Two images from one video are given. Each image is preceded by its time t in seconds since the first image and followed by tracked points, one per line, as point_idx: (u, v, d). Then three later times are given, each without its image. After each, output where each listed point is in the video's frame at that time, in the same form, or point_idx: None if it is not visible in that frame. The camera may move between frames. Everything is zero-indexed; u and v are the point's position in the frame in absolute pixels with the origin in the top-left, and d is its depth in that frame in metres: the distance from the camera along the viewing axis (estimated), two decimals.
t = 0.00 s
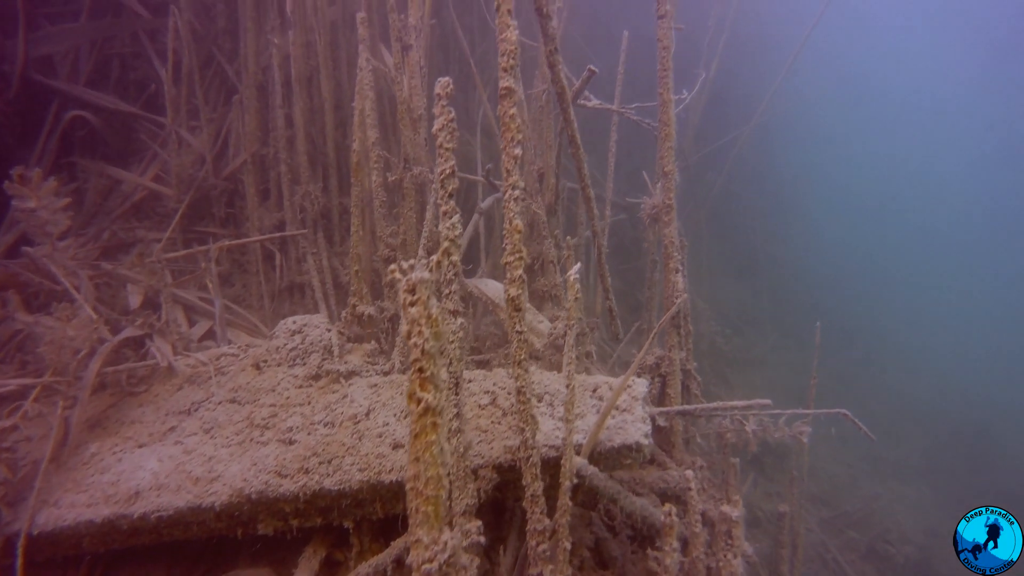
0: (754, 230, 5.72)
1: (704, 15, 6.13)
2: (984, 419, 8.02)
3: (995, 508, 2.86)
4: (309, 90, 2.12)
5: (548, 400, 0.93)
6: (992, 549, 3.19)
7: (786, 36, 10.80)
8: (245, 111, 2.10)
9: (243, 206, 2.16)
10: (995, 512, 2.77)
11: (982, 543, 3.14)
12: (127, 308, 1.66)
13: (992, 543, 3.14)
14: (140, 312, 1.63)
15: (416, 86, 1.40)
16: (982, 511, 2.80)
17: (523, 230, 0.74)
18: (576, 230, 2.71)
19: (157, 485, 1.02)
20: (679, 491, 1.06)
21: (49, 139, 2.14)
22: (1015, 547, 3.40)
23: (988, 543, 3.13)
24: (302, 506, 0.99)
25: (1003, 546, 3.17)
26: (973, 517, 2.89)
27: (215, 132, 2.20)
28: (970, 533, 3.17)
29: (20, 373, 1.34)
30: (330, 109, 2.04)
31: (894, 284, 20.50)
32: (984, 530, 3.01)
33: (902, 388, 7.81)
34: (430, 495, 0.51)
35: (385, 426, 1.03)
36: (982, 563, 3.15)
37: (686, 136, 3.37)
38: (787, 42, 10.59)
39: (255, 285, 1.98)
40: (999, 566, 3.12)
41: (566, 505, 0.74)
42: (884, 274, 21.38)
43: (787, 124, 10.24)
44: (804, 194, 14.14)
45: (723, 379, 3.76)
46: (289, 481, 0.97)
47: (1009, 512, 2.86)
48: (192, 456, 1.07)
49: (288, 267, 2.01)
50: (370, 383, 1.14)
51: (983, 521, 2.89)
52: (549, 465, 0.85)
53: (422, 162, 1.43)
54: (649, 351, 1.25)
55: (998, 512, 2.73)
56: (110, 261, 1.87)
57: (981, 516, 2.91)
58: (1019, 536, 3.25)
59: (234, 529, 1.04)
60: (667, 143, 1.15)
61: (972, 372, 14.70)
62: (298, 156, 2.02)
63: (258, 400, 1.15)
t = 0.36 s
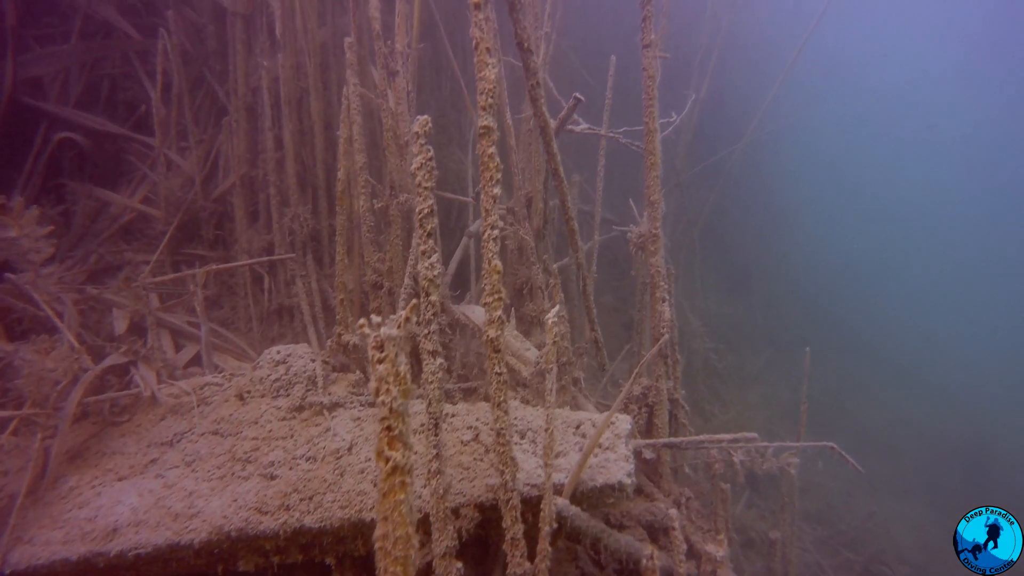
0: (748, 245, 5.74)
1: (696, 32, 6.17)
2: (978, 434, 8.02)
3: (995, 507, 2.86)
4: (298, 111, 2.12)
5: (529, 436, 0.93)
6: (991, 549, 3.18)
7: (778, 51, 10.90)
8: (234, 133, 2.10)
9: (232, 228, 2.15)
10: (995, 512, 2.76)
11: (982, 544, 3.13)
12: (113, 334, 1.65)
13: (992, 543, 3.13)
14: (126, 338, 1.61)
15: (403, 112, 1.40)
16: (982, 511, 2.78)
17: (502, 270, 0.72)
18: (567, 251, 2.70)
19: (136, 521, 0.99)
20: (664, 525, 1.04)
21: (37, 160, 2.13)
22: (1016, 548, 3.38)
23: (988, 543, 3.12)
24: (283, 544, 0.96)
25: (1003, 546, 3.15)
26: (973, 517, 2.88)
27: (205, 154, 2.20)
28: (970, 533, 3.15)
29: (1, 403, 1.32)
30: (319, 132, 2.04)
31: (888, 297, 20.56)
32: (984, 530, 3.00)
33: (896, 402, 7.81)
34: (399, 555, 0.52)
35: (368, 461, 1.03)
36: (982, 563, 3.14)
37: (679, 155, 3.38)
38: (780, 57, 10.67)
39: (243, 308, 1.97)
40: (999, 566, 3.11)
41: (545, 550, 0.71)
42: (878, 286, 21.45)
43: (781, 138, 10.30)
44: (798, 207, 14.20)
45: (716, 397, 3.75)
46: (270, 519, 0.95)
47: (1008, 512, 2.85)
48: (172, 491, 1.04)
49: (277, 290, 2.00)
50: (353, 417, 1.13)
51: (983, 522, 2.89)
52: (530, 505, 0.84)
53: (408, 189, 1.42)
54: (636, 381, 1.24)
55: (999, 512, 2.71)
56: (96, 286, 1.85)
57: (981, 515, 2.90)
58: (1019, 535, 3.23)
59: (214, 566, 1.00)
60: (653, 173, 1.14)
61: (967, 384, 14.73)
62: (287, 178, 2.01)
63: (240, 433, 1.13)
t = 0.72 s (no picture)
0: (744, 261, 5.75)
1: (690, 50, 6.21)
2: (972, 450, 8.01)
3: (994, 507, 2.84)
4: (289, 130, 2.11)
5: (510, 469, 0.92)
6: (992, 549, 3.15)
7: (771, 68, 10.97)
8: (225, 150, 2.09)
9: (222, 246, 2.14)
10: (995, 512, 2.73)
11: (982, 544, 3.10)
12: (98, 355, 1.63)
13: (992, 544, 3.10)
14: (112, 359, 1.59)
15: (391, 135, 1.39)
16: (982, 510, 2.75)
17: (482, 305, 0.72)
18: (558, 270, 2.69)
19: (112, 552, 0.95)
20: (652, 558, 0.99)
21: (25, 176, 2.12)
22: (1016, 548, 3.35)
23: (989, 543, 3.09)
24: None
25: (1004, 546, 3.13)
26: (972, 516, 2.86)
27: (195, 171, 2.19)
28: (970, 533, 3.12)
29: None
30: (310, 151, 2.03)
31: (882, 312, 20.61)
32: (984, 530, 2.97)
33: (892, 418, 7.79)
34: None
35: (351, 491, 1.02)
36: (983, 563, 3.11)
37: (672, 172, 3.39)
38: (774, 72, 10.74)
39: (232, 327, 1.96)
40: (1000, 567, 3.09)
41: None
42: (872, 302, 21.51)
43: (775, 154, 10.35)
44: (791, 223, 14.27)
45: (710, 414, 3.72)
46: (249, 551, 0.93)
47: (1009, 512, 2.84)
48: (151, 521, 1.01)
49: (266, 309, 1.99)
50: (337, 445, 1.12)
51: (982, 521, 2.87)
52: (510, 540, 0.82)
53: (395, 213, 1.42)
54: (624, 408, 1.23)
55: (1000, 512, 2.69)
56: (83, 304, 1.83)
57: (981, 516, 2.87)
58: (1019, 535, 3.20)
59: None
60: (641, 200, 1.13)
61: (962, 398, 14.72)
62: (277, 197, 2.00)
63: (222, 461, 1.11)
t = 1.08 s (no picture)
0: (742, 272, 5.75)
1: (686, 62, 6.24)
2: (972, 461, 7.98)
3: (994, 507, 2.84)
4: (283, 148, 2.11)
5: (500, 498, 0.91)
6: (992, 549, 3.15)
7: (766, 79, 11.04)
8: (219, 169, 2.09)
9: (216, 264, 2.14)
10: (994, 511, 2.73)
11: (982, 544, 3.10)
12: (90, 376, 1.61)
13: (992, 544, 3.09)
14: (104, 382, 1.58)
15: (382, 156, 1.39)
16: (982, 510, 2.74)
17: (470, 336, 0.72)
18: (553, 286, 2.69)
19: None
20: None
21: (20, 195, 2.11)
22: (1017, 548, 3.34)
23: (988, 543, 3.09)
24: None
25: (1004, 546, 3.12)
26: (971, 517, 2.86)
27: (190, 190, 2.19)
28: (970, 533, 3.12)
29: None
30: (304, 168, 2.03)
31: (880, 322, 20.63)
32: (984, 530, 2.97)
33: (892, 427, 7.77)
34: None
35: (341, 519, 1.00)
36: (982, 563, 3.11)
37: (668, 185, 3.39)
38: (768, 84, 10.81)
39: (226, 346, 1.95)
40: (1000, 566, 3.09)
41: None
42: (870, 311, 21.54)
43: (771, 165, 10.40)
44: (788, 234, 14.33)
45: (707, 426, 3.71)
46: None
47: (1009, 512, 2.84)
48: (139, 550, 0.99)
49: (260, 327, 1.99)
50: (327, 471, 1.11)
51: (982, 522, 2.87)
52: (499, 571, 0.81)
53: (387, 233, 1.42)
54: (618, 430, 1.22)
55: (999, 511, 2.68)
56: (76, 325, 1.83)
57: (981, 516, 2.85)
58: (1020, 535, 3.19)
59: None
60: (632, 222, 1.12)
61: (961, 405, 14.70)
62: (271, 215, 2.00)
63: (212, 488, 1.10)
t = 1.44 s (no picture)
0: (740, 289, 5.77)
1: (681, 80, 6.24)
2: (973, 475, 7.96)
3: (993, 508, 2.95)
4: (278, 173, 2.12)
5: (488, 536, 0.91)
6: (991, 549, 3.26)
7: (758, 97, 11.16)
8: (213, 195, 2.09)
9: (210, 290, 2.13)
10: (994, 513, 2.87)
11: (982, 544, 3.21)
12: (81, 406, 1.60)
13: (992, 543, 3.21)
14: (96, 412, 1.56)
15: (374, 186, 1.39)
16: (982, 511, 2.88)
17: (454, 378, 0.72)
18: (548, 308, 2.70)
19: None
20: None
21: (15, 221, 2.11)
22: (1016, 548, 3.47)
23: (988, 544, 3.20)
24: None
25: (1003, 546, 3.23)
26: (970, 517, 2.97)
27: (184, 215, 2.20)
28: (970, 534, 3.23)
29: None
30: (299, 193, 2.03)
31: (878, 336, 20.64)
32: (984, 530, 3.08)
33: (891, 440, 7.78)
34: None
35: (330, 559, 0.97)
36: (983, 563, 3.21)
37: (664, 204, 3.40)
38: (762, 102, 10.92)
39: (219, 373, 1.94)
40: (1000, 566, 3.20)
41: None
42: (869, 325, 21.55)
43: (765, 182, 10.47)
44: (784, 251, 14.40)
45: (706, 445, 3.71)
46: None
47: (1007, 511, 2.96)
48: None
49: (254, 354, 1.98)
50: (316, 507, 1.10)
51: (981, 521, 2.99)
52: None
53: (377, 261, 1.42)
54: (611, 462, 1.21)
55: (999, 514, 2.82)
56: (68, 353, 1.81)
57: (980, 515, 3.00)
58: (1019, 536, 3.30)
59: None
60: (623, 254, 1.12)
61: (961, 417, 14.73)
62: (266, 241, 2.01)
63: (200, 524, 1.09)
